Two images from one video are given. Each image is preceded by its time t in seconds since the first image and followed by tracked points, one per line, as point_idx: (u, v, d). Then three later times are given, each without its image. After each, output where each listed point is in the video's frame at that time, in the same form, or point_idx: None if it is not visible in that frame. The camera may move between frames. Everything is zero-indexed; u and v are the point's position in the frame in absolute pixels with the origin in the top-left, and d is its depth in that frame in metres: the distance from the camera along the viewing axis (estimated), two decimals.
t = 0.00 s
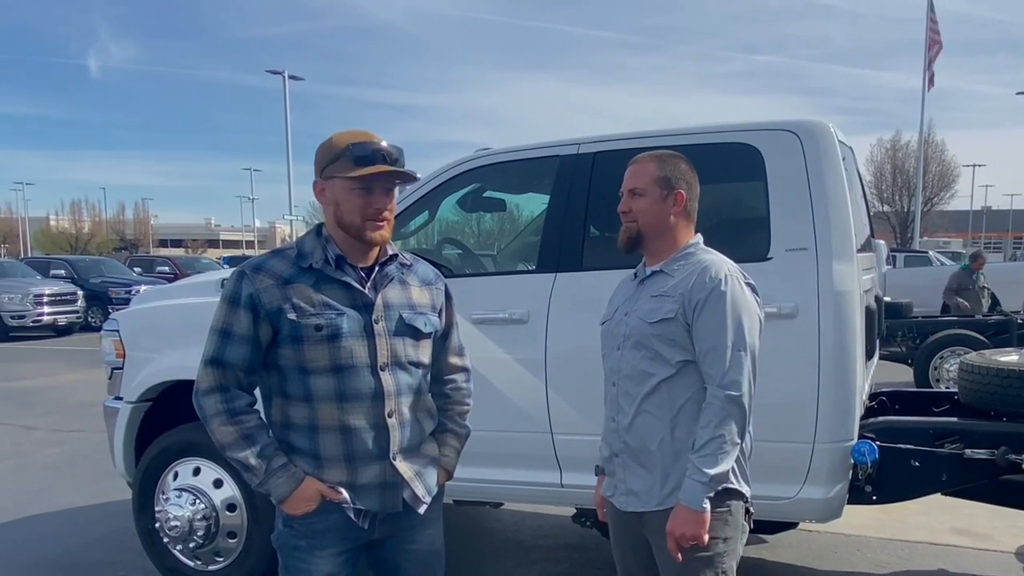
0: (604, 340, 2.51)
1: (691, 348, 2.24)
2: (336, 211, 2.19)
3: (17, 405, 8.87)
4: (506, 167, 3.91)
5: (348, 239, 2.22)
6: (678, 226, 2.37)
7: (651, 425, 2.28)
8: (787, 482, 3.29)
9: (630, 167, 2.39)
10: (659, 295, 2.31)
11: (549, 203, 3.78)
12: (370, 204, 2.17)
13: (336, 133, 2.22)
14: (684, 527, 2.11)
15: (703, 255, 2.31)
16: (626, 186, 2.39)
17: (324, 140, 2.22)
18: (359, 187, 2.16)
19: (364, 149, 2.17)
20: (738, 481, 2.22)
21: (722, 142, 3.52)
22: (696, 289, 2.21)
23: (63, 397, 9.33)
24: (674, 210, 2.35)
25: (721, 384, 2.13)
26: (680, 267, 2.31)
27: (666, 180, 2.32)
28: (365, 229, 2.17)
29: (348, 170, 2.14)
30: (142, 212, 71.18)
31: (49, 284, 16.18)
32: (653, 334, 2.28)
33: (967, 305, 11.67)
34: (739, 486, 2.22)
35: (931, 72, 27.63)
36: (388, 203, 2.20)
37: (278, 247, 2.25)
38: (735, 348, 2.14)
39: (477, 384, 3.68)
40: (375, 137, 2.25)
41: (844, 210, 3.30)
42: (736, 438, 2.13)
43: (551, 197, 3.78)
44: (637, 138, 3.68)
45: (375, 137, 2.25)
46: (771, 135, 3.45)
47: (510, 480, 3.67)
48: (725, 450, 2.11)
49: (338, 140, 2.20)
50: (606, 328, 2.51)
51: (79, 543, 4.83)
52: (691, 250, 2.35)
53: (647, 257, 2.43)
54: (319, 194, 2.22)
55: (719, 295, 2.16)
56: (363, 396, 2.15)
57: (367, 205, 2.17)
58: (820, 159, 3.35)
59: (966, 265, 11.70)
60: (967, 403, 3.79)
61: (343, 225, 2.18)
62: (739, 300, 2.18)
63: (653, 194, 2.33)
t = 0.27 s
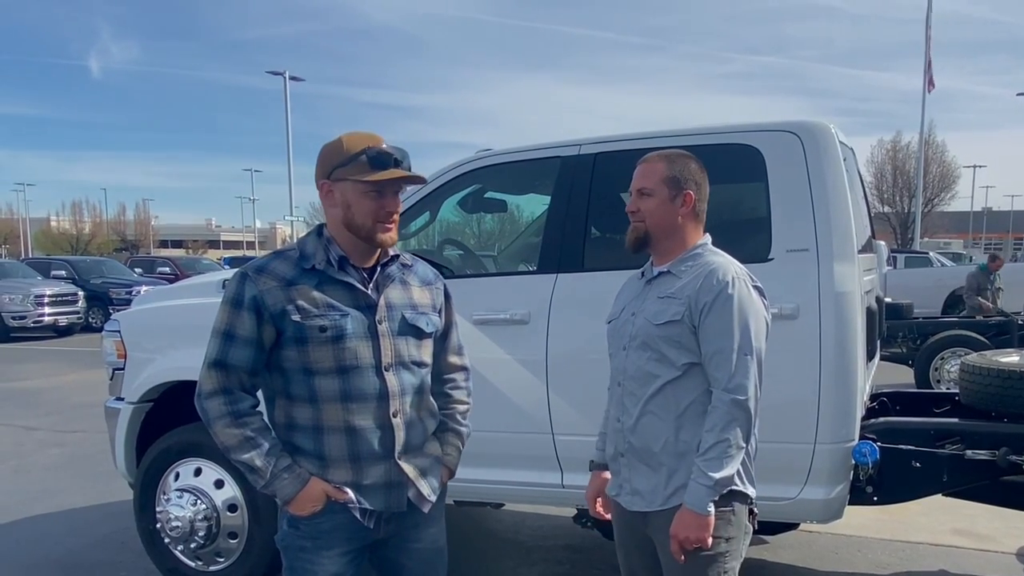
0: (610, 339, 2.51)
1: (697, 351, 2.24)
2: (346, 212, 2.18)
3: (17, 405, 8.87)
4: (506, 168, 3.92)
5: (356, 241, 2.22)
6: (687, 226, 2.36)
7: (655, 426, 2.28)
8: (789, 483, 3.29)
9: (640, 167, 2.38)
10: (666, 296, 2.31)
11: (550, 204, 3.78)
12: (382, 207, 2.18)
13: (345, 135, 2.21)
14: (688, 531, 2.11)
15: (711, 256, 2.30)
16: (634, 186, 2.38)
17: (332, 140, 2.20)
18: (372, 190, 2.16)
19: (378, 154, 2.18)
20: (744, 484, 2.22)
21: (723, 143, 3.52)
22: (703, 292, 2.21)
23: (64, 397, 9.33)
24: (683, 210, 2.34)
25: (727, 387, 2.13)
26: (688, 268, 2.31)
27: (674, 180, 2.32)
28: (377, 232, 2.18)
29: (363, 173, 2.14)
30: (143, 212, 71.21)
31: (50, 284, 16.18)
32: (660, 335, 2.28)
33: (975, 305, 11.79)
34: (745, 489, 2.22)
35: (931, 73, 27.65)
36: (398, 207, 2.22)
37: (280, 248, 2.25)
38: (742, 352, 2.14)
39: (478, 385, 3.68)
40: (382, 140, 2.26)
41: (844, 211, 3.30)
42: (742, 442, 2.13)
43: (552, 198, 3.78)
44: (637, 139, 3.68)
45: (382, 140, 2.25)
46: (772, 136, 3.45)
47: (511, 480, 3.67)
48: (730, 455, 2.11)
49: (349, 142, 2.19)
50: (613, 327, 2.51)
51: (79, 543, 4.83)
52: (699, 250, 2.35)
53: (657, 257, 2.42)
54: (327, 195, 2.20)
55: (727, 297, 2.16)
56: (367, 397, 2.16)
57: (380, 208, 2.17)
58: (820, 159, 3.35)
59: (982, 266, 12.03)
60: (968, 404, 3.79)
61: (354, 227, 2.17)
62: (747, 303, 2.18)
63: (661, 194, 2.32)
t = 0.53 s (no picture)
0: (623, 337, 2.51)
1: (708, 353, 2.24)
2: (350, 213, 2.17)
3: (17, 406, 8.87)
4: (507, 168, 3.92)
5: (358, 241, 2.21)
6: (705, 225, 2.36)
7: (664, 428, 2.29)
8: (789, 483, 3.29)
9: (658, 165, 2.39)
10: (679, 296, 2.30)
11: (550, 204, 3.78)
12: (387, 208, 2.18)
13: (348, 136, 2.21)
14: (694, 535, 2.11)
15: (727, 257, 2.30)
16: (652, 184, 2.39)
17: (336, 141, 2.20)
18: (377, 191, 2.16)
19: (382, 155, 2.18)
20: (752, 488, 2.22)
21: (723, 143, 3.52)
22: (716, 294, 2.20)
23: (65, 398, 9.33)
24: (700, 209, 2.34)
25: (737, 392, 2.13)
26: (703, 268, 2.30)
27: (692, 179, 2.32)
28: (381, 233, 2.18)
29: (368, 174, 2.14)
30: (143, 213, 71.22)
31: (50, 285, 16.19)
32: (671, 335, 2.28)
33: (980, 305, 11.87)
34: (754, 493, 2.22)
35: (931, 73, 27.65)
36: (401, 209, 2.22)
37: (281, 247, 2.24)
38: (753, 356, 2.14)
39: (478, 386, 3.68)
40: (384, 142, 2.26)
41: (845, 211, 3.30)
42: (750, 447, 2.13)
43: (552, 198, 3.78)
44: (638, 139, 3.68)
45: (384, 142, 2.26)
46: (772, 137, 3.45)
47: (511, 481, 3.67)
48: (738, 460, 2.11)
49: (352, 143, 2.19)
50: (626, 325, 2.51)
51: (80, 544, 4.83)
52: (717, 250, 2.34)
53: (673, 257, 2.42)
54: (330, 196, 2.20)
55: (740, 300, 2.16)
56: (369, 397, 2.16)
57: (384, 209, 2.17)
58: (821, 160, 3.35)
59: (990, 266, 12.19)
60: (968, 404, 3.79)
61: (358, 228, 2.17)
62: (760, 306, 2.17)
63: (679, 193, 2.32)
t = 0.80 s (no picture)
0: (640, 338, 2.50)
1: (732, 357, 2.24)
2: (357, 214, 2.18)
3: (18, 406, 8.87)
4: (506, 169, 3.92)
5: (362, 241, 2.22)
6: (723, 222, 2.36)
7: (684, 432, 2.29)
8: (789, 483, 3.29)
9: (674, 162, 2.38)
10: (702, 298, 2.29)
11: (550, 205, 3.78)
12: (394, 208, 2.20)
13: (352, 136, 2.21)
14: (716, 541, 2.11)
15: (749, 258, 2.29)
16: (668, 182, 2.38)
17: (340, 141, 2.20)
18: (385, 192, 2.17)
19: (389, 157, 2.19)
20: (774, 489, 2.22)
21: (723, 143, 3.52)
22: (741, 297, 2.20)
23: (65, 398, 9.33)
24: (717, 206, 2.33)
25: (762, 396, 2.13)
26: (725, 269, 2.30)
27: (709, 175, 2.31)
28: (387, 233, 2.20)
29: (376, 175, 2.15)
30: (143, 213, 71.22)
31: (50, 285, 16.18)
32: (693, 338, 2.27)
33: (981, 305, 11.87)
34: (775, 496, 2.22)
35: (931, 74, 27.65)
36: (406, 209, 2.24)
37: (281, 247, 2.25)
38: (778, 360, 2.14)
39: (478, 386, 3.68)
40: (387, 142, 2.26)
41: (844, 212, 3.30)
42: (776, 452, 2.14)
43: (552, 198, 3.78)
44: (637, 140, 3.68)
45: (387, 142, 2.26)
46: (771, 137, 3.45)
47: (511, 481, 3.67)
48: (763, 465, 2.11)
49: (358, 143, 2.19)
50: (643, 325, 2.50)
51: (79, 544, 4.83)
52: (737, 250, 2.33)
53: (691, 256, 2.41)
54: (336, 196, 2.19)
55: (766, 303, 2.16)
56: (370, 397, 2.16)
57: (392, 210, 2.19)
58: (820, 160, 3.35)
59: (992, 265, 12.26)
60: (968, 405, 3.79)
61: (364, 228, 2.18)
62: (785, 309, 2.18)
63: (696, 191, 2.31)
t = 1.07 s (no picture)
0: (662, 338, 2.50)
1: (761, 360, 2.23)
2: (364, 215, 2.18)
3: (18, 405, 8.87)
4: (506, 169, 3.92)
5: (366, 242, 2.22)
6: (747, 219, 2.35)
7: (710, 435, 2.28)
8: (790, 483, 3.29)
9: (694, 160, 2.37)
10: (729, 299, 2.29)
11: (549, 205, 3.78)
12: (401, 210, 2.21)
13: (359, 136, 2.21)
14: (765, 551, 2.11)
15: (775, 258, 2.29)
16: (689, 180, 2.37)
17: (346, 141, 2.20)
18: (392, 193, 2.17)
19: (396, 158, 2.19)
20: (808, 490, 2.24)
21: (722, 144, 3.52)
22: (771, 300, 2.19)
23: (65, 398, 9.33)
24: (740, 204, 2.33)
25: (798, 401, 2.13)
26: (751, 269, 2.30)
27: (731, 172, 2.30)
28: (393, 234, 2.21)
29: (383, 176, 2.15)
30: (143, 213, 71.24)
31: (50, 285, 16.18)
32: (720, 341, 2.27)
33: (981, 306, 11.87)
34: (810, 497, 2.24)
35: (931, 74, 27.64)
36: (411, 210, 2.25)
37: (284, 248, 2.25)
38: (812, 364, 2.14)
39: (478, 386, 3.68)
40: (392, 143, 2.26)
41: (843, 212, 3.30)
42: (814, 457, 2.13)
43: (551, 199, 3.78)
44: (637, 140, 3.68)
45: (393, 143, 2.26)
46: (771, 137, 3.45)
47: (511, 481, 3.66)
48: (802, 471, 2.11)
49: (365, 143, 2.19)
50: (666, 326, 2.49)
51: (78, 544, 4.82)
52: (761, 249, 2.33)
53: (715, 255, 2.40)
54: (342, 197, 2.18)
55: (798, 306, 2.15)
56: (374, 398, 2.16)
57: (398, 211, 2.19)
58: (819, 161, 3.35)
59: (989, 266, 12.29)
60: (967, 405, 3.79)
61: (370, 229, 2.18)
62: (817, 311, 2.18)
63: (718, 188, 2.31)
